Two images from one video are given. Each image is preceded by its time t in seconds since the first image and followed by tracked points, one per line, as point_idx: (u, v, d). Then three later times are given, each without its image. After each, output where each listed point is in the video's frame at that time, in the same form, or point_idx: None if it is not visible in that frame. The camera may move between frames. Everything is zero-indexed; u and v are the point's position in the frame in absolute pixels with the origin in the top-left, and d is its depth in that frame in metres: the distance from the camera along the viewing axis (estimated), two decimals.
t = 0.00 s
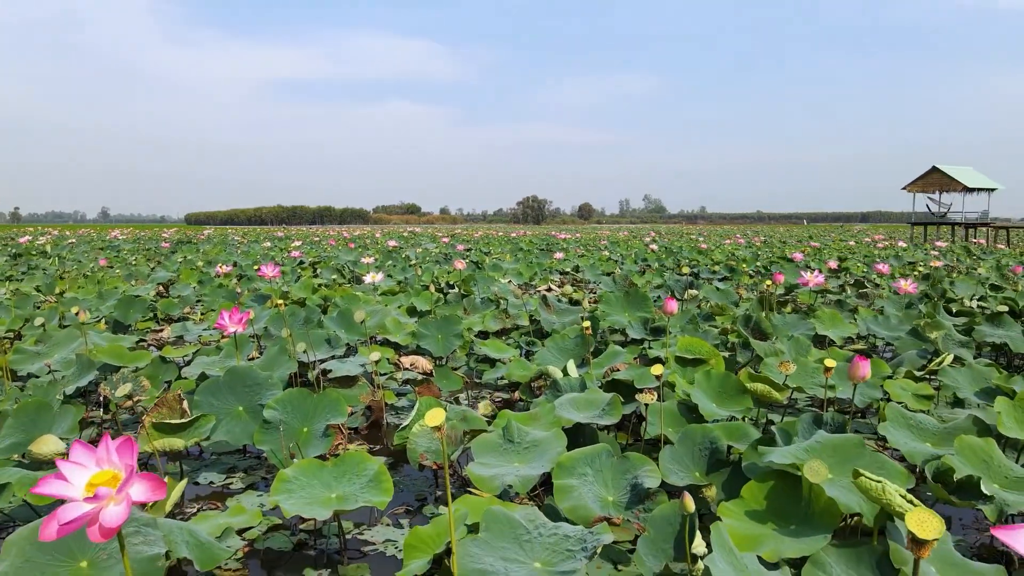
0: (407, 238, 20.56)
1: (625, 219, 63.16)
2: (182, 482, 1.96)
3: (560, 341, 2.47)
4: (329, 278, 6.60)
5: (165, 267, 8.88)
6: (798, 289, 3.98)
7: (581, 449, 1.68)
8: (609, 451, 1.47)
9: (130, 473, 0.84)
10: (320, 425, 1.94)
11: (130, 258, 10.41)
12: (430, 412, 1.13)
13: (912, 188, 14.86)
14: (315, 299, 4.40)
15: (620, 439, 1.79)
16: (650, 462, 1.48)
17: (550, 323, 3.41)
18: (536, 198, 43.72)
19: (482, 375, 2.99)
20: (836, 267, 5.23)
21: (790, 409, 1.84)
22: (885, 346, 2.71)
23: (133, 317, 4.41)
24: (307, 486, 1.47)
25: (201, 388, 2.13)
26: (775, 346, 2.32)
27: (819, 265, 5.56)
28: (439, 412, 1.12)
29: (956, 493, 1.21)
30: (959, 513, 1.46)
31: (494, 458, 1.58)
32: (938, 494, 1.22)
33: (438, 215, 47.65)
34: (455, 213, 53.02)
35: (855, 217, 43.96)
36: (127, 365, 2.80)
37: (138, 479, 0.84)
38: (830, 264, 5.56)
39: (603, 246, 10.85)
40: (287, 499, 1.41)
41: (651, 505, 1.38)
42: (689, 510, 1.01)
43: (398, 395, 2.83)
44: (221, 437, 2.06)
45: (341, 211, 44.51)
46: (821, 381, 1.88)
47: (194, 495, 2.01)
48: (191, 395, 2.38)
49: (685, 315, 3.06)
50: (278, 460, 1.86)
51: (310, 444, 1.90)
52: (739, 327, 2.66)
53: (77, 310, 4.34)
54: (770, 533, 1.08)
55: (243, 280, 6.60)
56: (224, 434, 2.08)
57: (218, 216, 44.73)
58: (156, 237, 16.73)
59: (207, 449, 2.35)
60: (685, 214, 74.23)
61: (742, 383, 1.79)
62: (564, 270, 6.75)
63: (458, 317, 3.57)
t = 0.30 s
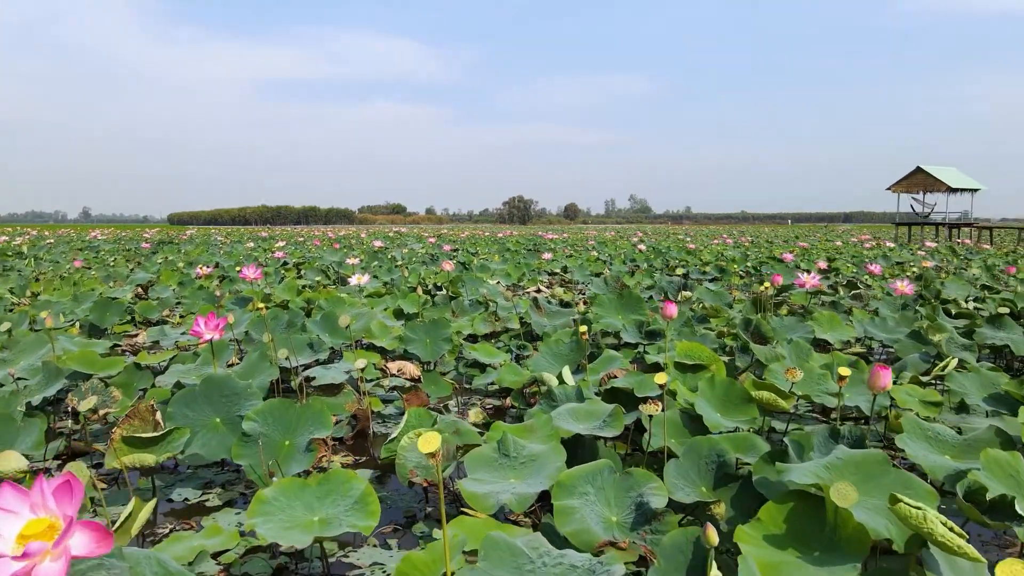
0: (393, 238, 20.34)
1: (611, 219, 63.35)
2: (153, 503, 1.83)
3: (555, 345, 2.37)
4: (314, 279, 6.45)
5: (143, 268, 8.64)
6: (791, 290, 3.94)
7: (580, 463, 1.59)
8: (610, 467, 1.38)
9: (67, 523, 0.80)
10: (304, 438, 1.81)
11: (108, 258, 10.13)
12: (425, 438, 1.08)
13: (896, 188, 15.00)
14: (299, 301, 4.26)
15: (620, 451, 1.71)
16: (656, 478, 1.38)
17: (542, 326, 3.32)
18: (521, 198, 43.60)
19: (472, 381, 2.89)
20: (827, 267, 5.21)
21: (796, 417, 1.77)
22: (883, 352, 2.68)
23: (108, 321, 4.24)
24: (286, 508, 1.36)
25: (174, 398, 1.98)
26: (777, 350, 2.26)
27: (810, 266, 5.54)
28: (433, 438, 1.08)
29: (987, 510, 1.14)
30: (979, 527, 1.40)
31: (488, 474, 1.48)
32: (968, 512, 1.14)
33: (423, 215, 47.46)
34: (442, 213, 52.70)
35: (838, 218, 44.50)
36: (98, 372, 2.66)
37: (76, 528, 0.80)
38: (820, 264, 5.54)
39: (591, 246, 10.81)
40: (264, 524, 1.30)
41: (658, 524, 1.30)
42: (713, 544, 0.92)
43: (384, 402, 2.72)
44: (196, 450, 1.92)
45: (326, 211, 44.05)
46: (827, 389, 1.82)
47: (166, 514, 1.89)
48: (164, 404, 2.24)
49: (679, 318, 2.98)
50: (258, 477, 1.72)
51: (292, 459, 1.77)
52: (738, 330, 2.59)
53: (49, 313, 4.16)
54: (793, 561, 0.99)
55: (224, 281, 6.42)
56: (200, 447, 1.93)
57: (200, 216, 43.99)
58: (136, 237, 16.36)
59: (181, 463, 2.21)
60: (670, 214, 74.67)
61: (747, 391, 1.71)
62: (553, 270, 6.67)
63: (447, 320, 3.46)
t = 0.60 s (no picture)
0: (378, 238, 20.16)
1: (598, 219, 63.48)
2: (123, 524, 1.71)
3: (548, 351, 2.27)
4: (298, 280, 6.30)
5: (122, 270, 8.41)
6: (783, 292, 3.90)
7: (578, 479, 1.50)
8: (613, 486, 1.29)
9: None
10: (281, 454, 1.69)
11: (86, 259, 9.87)
12: (415, 473, 1.01)
13: (881, 189, 15.14)
14: (281, 303, 4.12)
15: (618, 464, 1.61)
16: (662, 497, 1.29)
17: (533, 330, 3.23)
18: (508, 198, 43.48)
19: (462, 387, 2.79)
20: (817, 268, 5.18)
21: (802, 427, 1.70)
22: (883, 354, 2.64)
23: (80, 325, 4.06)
24: (261, 535, 1.25)
25: (144, 411, 1.81)
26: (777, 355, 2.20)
27: (800, 267, 5.51)
28: (424, 472, 1.00)
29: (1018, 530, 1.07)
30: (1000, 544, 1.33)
31: (480, 492, 1.37)
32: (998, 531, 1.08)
33: (410, 215, 47.20)
34: (429, 214, 52.59)
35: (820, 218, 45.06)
36: (65, 381, 2.51)
37: None
38: (809, 266, 5.52)
39: (580, 246, 10.74)
40: (235, 553, 1.18)
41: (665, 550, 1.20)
42: None
43: (370, 410, 2.61)
44: (165, 467, 1.77)
45: (311, 211, 43.69)
46: (834, 397, 1.75)
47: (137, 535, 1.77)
48: (134, 415, 2.10)
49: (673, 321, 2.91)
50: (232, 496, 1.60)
51: (268, 475, 1.65)
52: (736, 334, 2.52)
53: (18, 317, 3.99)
54: None
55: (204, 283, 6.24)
56: (172, 463, 1.77)
57: (182, 216, 43.41)
58: (115, 237, 16.01)
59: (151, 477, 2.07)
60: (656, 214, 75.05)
61: (752, 401, 1.63)
62: (542, 271, 6.59)
63: (434, 323, 3.36)
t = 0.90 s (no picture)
0: (365, 238, 19.92)
1: (584, 219, 63.67)
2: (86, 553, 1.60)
3: (540, 357, 2.17)
4: (281, 281, 6.15)
5: (99, 271, 8.18)
6: (777, 294, 3.85)
7: (576, 496, 1.41)
8: (616, 506, 1.20)
9: None
10: (258, 470, 1.53)
11: (61, 259, 9.59)
12: (403, 518, 0.94)
13: (867, 189, 15.29)
14: (263, 306, 3.99)
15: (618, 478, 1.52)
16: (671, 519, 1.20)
17: (524, 334, 3.14)
18: (496, 198, 43.35)
19: (452, 394, 2.69)
20: (808, 269, 5.16)
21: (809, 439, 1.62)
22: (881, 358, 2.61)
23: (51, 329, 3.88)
24: (232, 566, 1.13)
25: (110, 425, 1.68)
26: (777, 359, 2.13)
27: (791, 268, 5.47)
28: (411, 515, 0.93)
29: None
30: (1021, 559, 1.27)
31: (472, 514, 1.27)
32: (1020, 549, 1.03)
33: (397, 215, 46.95)
34: (416, 214, 52.27)
35: (805, 219, 45.53)
36: (30, 390, 2.37)
37: None
38: (798, 267, 5.51)
39: (569, 247, 10.68)
40: None
41: None
42: None
43: (354, 419, 2.50)
44: (133, 485, 1.61)
45: (297, 211, 43.25)
46: (841, 404, 1.68)
47: (103, 559, 1.65)
48: (101, 427, 1.97)
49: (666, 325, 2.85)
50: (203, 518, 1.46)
51: (243, 494, 1.50)
52: (734, 337, 2.45)
53: None
54: None
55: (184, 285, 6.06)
56: (139, 483, 1.63)
57: (165, 216, 42.74)
58: (94, 237, 15.64)
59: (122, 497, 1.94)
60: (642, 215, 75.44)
61: (757, 410, 1.55)
62: (531, 272, 6.51)
63: (422, 326, 3.25)
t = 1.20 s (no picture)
0: (352, 238, 19.73)
1: (573, 219, 63.70)
2: None
3: (534, 363, 2.07)
4: (266, 282, 5.99)
5: (77, 272, 7.95)
6: (772, 295, 3.79)
7: (575, 516, 1.31)
8: (619, 530, 1.11)
9: None
10: (236, 492, 1.42)
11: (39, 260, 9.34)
12: None
13: (855, 189, 15.37)
14: (245, 309, 3.85)
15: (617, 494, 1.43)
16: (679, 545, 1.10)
17: (516, 337, 3.05)
18: (484, 198, 43.18)
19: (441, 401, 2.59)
20: (801, 271, 5.12)
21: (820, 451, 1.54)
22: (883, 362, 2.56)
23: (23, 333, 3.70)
24: None
25: (77, 441, 1.54)
26: (780, 364, 2.06)
27: (783, 269, 5.43)
28: None
29: None
30: None
31: (466, 540, 1.16)
32: None
33: (385, 215, 46.62)
34: (405, 214, 52.03)
35: (791, 219, 45.91)
36: None
37: None
38: (791, 268, 5.46)
39: (558, 247, 10.61)
40: None
41: None
42: None
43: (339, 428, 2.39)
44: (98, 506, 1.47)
45: (284, 211, 42.84)
46: (852, 414, 1.61)
47: None
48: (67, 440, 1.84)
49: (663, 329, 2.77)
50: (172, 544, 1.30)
51: (217, 517, 1.37)
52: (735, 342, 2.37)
53: None
54: None
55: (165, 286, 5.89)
56: (106, 503, 1.49)
57: (150, 216, 42.13)
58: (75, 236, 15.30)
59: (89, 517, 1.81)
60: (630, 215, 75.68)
61: (766, 422, 1.46)
62: (522, 273, 6.41)
63: (410, 330, 3.14)
